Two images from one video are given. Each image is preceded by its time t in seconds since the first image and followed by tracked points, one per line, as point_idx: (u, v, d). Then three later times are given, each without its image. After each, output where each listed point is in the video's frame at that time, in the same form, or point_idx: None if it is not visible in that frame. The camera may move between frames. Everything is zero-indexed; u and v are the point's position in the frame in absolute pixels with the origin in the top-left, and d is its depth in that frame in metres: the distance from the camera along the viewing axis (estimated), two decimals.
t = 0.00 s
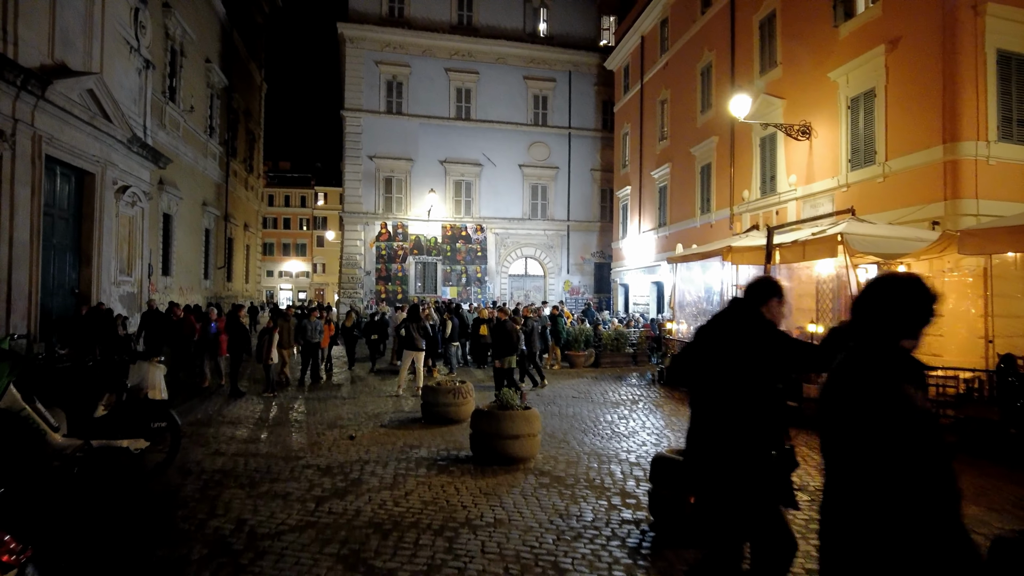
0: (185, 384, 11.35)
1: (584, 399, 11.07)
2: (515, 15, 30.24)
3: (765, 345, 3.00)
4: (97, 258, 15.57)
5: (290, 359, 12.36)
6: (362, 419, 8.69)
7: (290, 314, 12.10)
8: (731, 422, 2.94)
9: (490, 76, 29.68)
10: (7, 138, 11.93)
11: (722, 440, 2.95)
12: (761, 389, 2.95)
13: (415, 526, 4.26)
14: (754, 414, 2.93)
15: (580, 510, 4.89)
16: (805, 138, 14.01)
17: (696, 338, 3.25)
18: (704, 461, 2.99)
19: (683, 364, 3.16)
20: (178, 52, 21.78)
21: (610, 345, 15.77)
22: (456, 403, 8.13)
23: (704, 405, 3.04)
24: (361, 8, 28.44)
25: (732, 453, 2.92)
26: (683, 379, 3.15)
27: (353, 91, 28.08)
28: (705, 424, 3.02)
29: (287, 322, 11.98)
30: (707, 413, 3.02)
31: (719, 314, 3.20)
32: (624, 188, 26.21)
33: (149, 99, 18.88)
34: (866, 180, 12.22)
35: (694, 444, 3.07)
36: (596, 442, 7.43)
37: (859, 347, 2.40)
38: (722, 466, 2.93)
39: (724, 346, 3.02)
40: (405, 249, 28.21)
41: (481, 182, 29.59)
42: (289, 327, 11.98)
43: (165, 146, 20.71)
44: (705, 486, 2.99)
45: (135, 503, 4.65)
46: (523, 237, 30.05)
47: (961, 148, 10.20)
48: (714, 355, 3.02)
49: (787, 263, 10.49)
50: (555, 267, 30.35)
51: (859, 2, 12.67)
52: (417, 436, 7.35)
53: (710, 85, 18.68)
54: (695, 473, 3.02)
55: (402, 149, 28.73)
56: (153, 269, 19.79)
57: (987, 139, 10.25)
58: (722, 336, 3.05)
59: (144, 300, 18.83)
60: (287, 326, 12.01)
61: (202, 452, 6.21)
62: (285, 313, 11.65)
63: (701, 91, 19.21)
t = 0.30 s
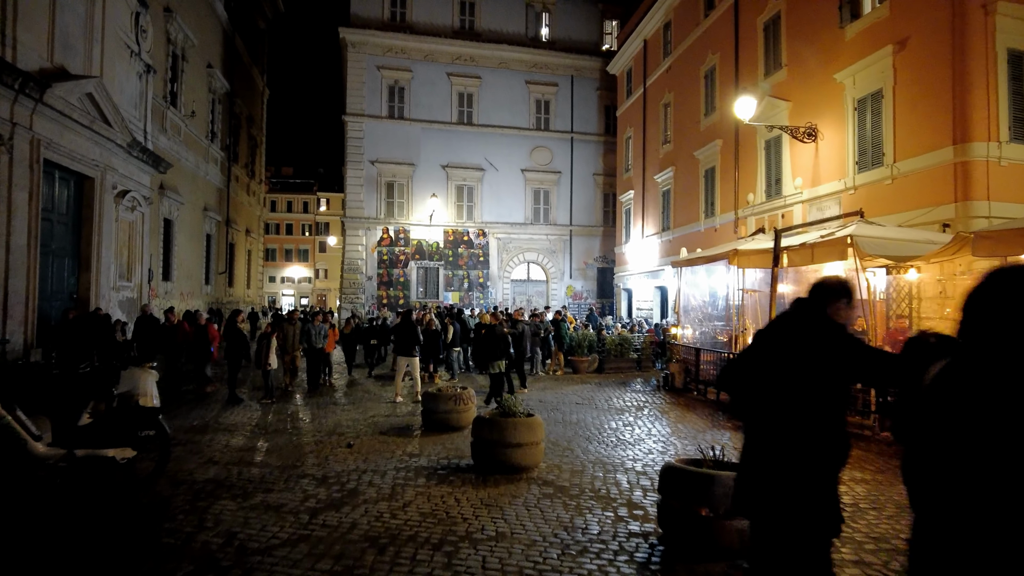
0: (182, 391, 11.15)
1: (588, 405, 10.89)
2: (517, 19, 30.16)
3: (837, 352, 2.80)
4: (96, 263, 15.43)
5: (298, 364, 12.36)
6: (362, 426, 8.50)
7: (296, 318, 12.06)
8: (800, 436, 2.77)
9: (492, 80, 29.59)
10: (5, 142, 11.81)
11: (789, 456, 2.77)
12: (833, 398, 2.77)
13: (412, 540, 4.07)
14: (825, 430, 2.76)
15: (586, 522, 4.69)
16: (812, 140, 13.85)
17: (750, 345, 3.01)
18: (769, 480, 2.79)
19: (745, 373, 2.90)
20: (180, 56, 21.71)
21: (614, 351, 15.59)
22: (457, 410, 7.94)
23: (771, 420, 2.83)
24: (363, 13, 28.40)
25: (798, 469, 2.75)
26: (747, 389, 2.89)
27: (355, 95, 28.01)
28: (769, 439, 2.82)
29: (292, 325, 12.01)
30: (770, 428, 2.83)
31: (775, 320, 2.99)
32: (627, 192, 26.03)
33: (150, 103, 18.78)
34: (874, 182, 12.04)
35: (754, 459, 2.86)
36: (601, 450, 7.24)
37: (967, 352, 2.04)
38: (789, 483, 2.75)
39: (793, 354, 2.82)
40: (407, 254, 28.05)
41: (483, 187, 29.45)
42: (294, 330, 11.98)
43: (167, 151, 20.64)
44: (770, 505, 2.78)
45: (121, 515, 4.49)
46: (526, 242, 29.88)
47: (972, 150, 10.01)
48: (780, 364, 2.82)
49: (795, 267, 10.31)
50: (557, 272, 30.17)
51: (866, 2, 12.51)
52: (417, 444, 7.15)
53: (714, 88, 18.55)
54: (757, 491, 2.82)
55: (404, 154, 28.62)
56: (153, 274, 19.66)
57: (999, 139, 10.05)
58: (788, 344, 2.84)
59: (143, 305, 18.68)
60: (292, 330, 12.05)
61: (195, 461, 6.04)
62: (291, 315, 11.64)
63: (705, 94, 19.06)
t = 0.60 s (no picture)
0: (177, 400, 10.94)
1: (591, 414, 10.64)
2: (519, 25, 30.10)
3: (922, 359, 2.47)
4: (94, 270, 15.27)
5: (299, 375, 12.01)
6: (359, 437, 8.28)
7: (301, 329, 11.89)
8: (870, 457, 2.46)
9: (494, 86, 29.50)
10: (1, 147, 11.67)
11: (856, 478, 2.48)
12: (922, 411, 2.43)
13: (404, 560, 3.85)
14: (904, 438, 2.43)
15: (588, 540, 4.45)
16: (817, 144, 13.65)
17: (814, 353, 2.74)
18: (832, 503, 2.53)
19: (805, 384, 2.64)
20: (181, 63, 21.67)
21: (618, 358, 15.30)
22: (457, 420, 7.71)
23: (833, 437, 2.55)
24: (364, 19, 28.36)
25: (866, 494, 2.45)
26: (807, 400, 2.64)
27: (357, 102, 27.93)
28: (844, 454, 2.51)
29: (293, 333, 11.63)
30: (848, 449, 2.50)
31: (845, 324, 2.70)
32: (630, 198, 25.84)
33: (150, 109, 18.68)
34: (882, 186, 11.81)
35: (815, 479, 2.60)
36: (604, 462, 7.01)
37: None
38: (856, 508, 2.46)
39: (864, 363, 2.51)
40: (408, 261, 27.89)
41: (485, 194, 29.30)
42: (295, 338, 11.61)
43: (167, 158, 20.52)
44: (846, 533, 2.48)
45: (99, 531, 4.29)
46: (528, 248, 29.68)
47: (983, 151, 9.77)
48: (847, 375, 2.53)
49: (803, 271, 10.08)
50: (560, 279, 29.93)
51: (872, 3, 12.31)
52: (416, 455, 6.93)
53: (717, 93, 18.39)
54: (820, 515, 2.57)
55: (406, 161, 28.50)
56: (153, 281, 19.52)
57: (1011, 140, 9.80)
58: (856, 352, 2.54)
59: (142, 313, 18.51)
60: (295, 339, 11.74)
61: (183, 474, 5.84)
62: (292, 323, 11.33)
63: (708, 98, 18.90)
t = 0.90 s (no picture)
0: (175, 412, 10.75)
1: (596, 426, 10.39)
2: (523, 34, 30.10)
3: None
4: (95, 280, 15.15)
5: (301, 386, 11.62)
6: (358, 450, 8.06)
7: (306, 338, 11.57)
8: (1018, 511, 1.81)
9: (498, 95, 29.46)
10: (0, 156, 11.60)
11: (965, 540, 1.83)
12: None
13: None
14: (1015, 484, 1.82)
15: (595, 562, 4.22)
16: (825, 150, 13.47)
17: (874, 376, 2.20)
18: None
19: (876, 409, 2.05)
20: (184, 73, 21.67)
21: (623, 369, 15.11)
22: (458, 432, 7.50)
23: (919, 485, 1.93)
24: (368, 29, 28.40)
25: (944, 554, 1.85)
26: (863, 430, 2.09)
27: (361, 111, 27.91)
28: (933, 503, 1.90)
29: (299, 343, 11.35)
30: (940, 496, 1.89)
31: (921, 338, 2.10)
32: (635, 207, 25.66)
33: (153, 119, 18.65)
34: (892, 192, 11.59)
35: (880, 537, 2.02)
36: (613, 477, 6.79)
37: None
38: None
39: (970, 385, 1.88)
40: (412, 270, 27.75)
41: (489, 203, 29.18)
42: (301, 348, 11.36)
43: (170, 167, 20.45)
44: None
45: (81, 552, 4.12)
46: (532, 257, 29.51)
47: (998, 157, 9.56)
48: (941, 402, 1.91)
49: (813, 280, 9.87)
50: (565, 288, 29.71)
51: (880, 8, 12.15)
52: (416, 470, 6.72)
53: (722, 100, 18.24)
54: None
55: (410, 170, 28.43)
56: (155, 290, 19.42)
57: None
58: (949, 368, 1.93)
59: (143, 323, 18.37)
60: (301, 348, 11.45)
61: (174, 491, 5.66)
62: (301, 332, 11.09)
63: (713, 106, 18.75)
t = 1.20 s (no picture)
0: (175, 422, 10.58)
1: (604, 437, 10.17)
2: (528, 42, 30.06)
3: None
4: (98, 287, 15.04)
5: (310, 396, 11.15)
6: (360, 461, 7.85)
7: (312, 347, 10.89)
8: None
9: (503, 103, 29.40)
10: (4, 162, 11.53)
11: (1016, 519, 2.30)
12: None
13: None
14: None
15: None
16: (837, 156, 13.27)
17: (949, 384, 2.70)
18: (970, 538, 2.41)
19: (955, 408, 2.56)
20: (190, 81, 21.69)
21: (632, 378, 14.80)
22: (464, 443, 7.29)
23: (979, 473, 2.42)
24: (374, 37, 28.41)
25: (1010, 538, 2.32)
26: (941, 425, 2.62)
27: (366, 119, 27.88)
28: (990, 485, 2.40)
29: (306, 354, 10.75)
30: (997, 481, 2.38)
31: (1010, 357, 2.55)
32: (641, 214, 25.47)
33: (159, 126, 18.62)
34: (906, 198, 11.37)
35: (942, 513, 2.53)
36: (623, 490, 6.59)
37: None
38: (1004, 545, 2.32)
39: None
40: (417, 278, 27.61)
41: (495, 211, 29.05)
42: (308, 358, 10.74)
43: (175, 174, 20.39)
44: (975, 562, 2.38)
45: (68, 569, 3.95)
46: (538, 265, 29.34)
47: (1015, 160, 9.32)
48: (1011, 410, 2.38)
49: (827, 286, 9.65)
50: (571, 296, 29.49)
51: (892, 11, 11.97)
52: (420, 482, 6.51)
53: (730, 106, 18.07)
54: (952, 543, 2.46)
55: (415, 178, 28.35)
56: (159, 298, 19.34)
57: None
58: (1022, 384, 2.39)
59: (147, 330, 18.26)
60: (307, 358, 10.80)
61: (170, 503, 5.48)
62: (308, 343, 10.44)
63: (722, 112, 18.58)
